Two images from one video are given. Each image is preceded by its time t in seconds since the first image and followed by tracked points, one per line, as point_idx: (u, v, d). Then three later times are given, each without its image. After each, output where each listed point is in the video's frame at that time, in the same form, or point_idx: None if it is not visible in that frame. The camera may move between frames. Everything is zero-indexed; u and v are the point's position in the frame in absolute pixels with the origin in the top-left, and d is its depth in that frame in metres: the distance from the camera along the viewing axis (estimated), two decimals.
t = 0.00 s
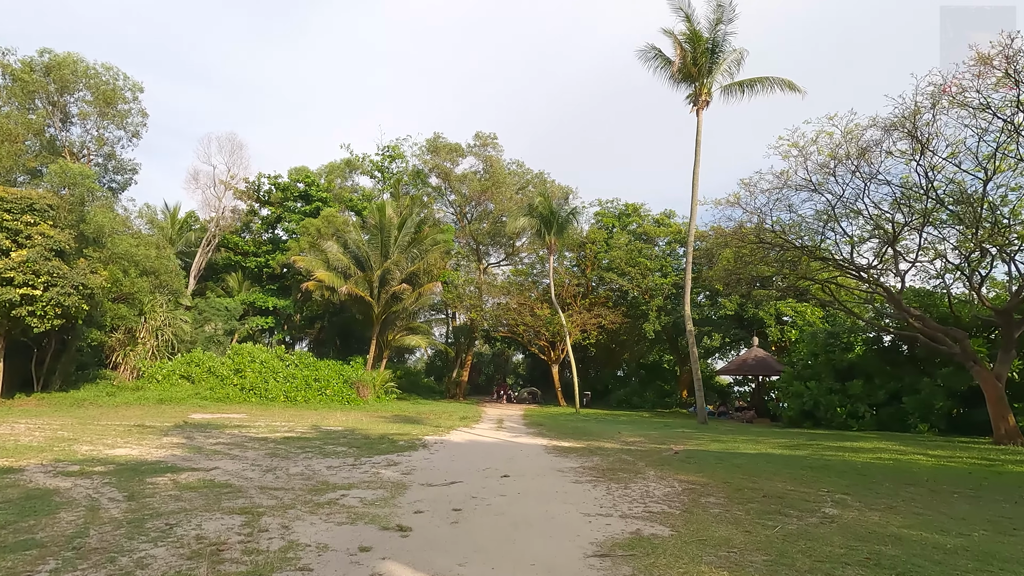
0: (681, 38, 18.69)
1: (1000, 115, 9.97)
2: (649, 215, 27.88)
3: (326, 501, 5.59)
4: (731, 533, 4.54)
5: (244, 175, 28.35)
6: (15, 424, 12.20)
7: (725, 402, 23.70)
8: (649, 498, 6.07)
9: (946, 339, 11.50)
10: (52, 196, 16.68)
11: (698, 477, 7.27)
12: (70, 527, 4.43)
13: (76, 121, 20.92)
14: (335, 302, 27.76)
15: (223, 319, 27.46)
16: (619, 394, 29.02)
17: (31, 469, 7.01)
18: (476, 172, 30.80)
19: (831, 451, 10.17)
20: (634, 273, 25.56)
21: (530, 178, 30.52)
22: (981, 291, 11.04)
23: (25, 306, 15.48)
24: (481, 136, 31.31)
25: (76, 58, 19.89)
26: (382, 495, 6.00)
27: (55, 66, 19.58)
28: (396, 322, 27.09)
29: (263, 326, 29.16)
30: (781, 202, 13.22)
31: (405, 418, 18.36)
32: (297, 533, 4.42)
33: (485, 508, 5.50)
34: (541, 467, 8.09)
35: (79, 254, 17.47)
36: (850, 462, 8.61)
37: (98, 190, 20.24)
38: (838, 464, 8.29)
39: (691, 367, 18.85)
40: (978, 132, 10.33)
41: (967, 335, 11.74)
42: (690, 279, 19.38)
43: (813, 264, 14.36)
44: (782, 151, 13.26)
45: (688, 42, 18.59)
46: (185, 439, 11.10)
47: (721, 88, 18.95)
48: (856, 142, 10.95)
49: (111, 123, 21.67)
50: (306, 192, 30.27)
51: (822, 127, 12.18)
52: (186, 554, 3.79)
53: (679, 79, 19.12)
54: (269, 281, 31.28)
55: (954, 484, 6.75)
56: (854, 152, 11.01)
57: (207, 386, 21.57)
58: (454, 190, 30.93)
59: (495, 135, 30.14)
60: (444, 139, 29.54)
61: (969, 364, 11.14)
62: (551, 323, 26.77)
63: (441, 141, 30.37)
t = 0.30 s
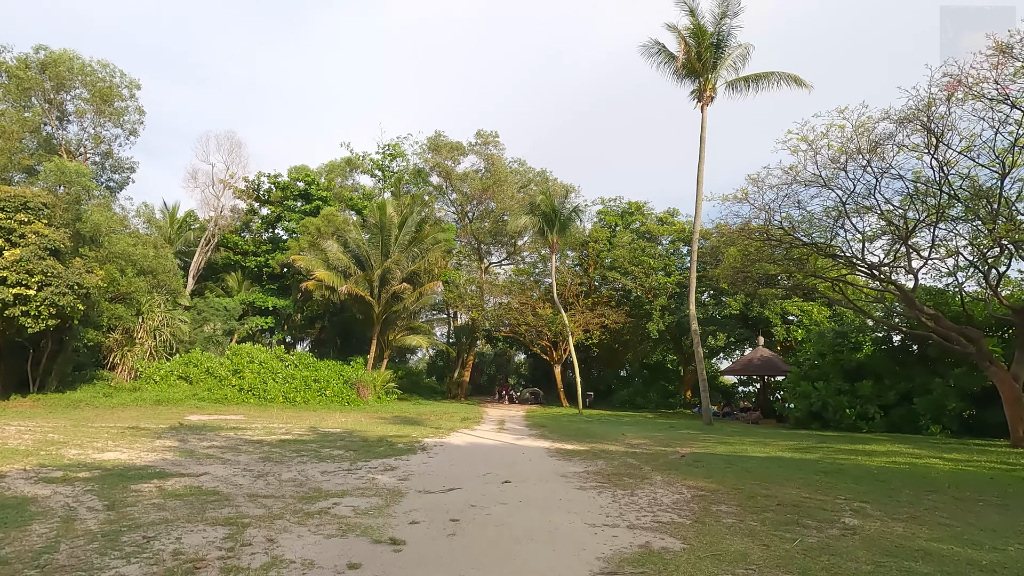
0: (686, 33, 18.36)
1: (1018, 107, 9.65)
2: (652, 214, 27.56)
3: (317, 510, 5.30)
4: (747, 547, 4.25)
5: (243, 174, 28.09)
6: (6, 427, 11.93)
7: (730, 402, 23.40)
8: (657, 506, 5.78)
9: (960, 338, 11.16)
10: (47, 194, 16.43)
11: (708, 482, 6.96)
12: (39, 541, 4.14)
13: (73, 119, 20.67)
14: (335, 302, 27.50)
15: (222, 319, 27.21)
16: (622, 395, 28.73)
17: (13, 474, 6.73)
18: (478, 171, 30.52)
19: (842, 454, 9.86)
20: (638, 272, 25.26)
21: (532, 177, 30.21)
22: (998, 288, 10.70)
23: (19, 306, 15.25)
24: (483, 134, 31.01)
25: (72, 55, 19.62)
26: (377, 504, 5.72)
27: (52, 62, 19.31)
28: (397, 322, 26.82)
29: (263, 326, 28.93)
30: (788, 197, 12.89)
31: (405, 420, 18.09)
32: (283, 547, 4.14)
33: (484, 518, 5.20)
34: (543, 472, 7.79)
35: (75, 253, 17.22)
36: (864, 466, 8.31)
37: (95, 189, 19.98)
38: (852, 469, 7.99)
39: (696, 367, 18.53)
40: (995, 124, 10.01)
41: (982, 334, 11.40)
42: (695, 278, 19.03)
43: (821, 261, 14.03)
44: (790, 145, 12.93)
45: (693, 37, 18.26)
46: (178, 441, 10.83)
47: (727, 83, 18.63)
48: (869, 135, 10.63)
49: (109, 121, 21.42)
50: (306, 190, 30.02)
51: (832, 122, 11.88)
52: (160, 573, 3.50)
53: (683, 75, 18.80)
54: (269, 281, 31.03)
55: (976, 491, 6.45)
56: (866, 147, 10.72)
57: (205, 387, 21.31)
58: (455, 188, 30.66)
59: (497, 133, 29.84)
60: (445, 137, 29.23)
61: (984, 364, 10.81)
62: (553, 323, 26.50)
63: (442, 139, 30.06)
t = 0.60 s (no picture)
0: (692, 25, 18.01)
1: None
2: (656, 211, 27.20)
3: (311, 515, 5.01)
4: (772, 556, 3.94)
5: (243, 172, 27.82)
6: None
7: (736, 402, 23.06)
8: (671, 510, 5.47)
9: (979, 335, 10.80)
10: (43, 191, 16.22)
11: (722, 485, 6.65)
12: (10, 550, 3.85)
13: (71, 116, 20.46)
14: (336, 301, 27.22)
15: (222, 318, 26.96)
16: (627, 394, 28.43)
17: None
18: (480, 168, 30.23)
19: (858, 455, 9.52)
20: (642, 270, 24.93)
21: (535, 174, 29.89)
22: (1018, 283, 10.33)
23: (14, 304, 15.04)
24: (485, 131, 30.69)
25: (70, 50, 19.37)
26: (374, 508, 5.42)
27: (48, 58, 19.07)
28: (399, 321, 26.54)
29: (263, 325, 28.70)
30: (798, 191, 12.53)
31: (407, 419, 17.80)
32: (271, 556, 3.84)
33: (488, 524, 4.90)
34: (549, 474, 7.48)
35: (71, 250, 16.98)
36: (883, 467, 7.98)
37: (92, 186, 19.71)
38: (871, 471, 7.66)
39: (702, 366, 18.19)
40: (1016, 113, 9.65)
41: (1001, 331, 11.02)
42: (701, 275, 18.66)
43: (832, 257, 13.66)
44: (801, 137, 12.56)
45: (699, 29, 17.94)
46: (174, 442, 10.55)
47: (733, 76, 18.28)
48: (884, 125, 10.26)
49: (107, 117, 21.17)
50: (307, 188, 29.77)
51: (843, 113, 11.54)
52: None
53: (689, 68, 18.49)
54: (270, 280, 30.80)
55: (1007, 494, 6.11)
56: (880, 137, 10.36)
57: (205, 387, 21.05)
58: (457, 186, 30.37)
59: (499, 130, 29.53)
60: (447, 134, 28.91)
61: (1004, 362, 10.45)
62: (557, 321, 26.21)
63: (444, 136, 29.74)
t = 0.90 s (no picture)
0: (696, 18, 17.69)
1: None
2: (660, 209, 26.87)
3: (303, 525, 4.71)
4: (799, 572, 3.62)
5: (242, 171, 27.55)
6: None
7: (742, 402, 22.72)
8: (684, 519, 5.16)
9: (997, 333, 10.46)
10: (37, 188, 15.97)
11: (735, 490, 6.33)
12: None
13: (67, 113, 20.21)
14: (336, 301, 26.95)
15: (221, 318, 26.69)
16: (630, 394, 28.13)
17: None
18: (481, 167, 29.94)
19: (873, 457, 9.20)
20: (646, 269, 24.60)
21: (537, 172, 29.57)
22: None
23: (8, 304, 14.82)
24: (486, 129, 30.40)
25: (65, 47, 19.09)
26: (370, 516, 5.12)
27: (43, 55, 18.78)
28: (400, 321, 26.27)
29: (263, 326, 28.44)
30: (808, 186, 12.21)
31: (407, 420, 17.53)
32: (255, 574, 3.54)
33: (490, 534, 4.59)
34: (554, 478, 7.18)
35: (66, 249, 16.71)
36: (902, 471, 7.67)
37: (88, 184, 19.42)
38: (890, 475, 7.35)
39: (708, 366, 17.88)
40: None
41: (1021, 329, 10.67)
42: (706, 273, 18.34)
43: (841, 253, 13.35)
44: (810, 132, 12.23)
45: (703, 23, 17.61)
46: (167, 444, 10.25)
47: (738, 71, 17.97)
48: (898, 118, 9.95)
49: (103, 114, 20.90)
50: (307, 187, 29.48)
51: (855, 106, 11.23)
52: None
53: (694, 62, 18.17)
54: (270, 280, 30.53)
55: None
56: (894, 129, 10.04)
57: (203, 388, 20.78)
58: (458, 185, 30.09)
59: (501, 128, 29.23)
60: (448, 132, 28.61)
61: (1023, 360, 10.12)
62: (559, 321, 25.93)
63: (445, 134, 29.44)
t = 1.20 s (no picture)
0: (699, 11, 17.37)
1: None
2: (662, 206, 26.54)
3: (288, 532, 4.40)
4: None
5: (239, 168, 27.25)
6: None
7: (745, 401, 22.37)
8: (695, 525, 4.84)
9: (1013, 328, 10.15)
10: (28, 184, 15.66)
11: (747, 493, 6.01)
12: None
13: (60, 109, 19.93)
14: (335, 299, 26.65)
15: (218, 317, 26.38)
16: (632, 393, 27.82)
17: None
18: (481, 164, 29.62)
19: (886, 458, 8.87)
20: (648, 266, 24.27)
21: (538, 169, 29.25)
22: None
23: None
24: (486, 126, 30.08)
25: (58, 41, 18.78)
26: (361, 522, 4.81)
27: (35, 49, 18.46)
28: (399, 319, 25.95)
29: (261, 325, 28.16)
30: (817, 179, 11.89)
31: (406, 420, 17.22)
32: None
33: (488, 542, 4.27)
34: (555, 480, 6.86)
35: (58, 247, 16.40)
36: (919, 472, 7.35)
37: (81, 181, 19.09)
38: (908, 476, 7.03)
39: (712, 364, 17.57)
40: None
41: None
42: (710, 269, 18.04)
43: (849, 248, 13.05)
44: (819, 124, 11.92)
45: (707, 15, 17.31)
46: (156, 445, 9.95)
47: (743, 64, 17.65)
48: (911, 107, 9.63)
49: (96, 109, 20.59)
50: (305, 184, 29.16)
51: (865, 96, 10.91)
52: None
53: (697, 55, 17.85)
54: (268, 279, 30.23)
55: None
56: (906, 120, 9.72)
57: (199, 387, 20.49)
58: (458, 182, 29.77)
59: (501, 125, 28.91)
60: (448, 129, 28.29)
61: None
62: (560, 319, 25.62)
63: (445, 131, 29.10)
